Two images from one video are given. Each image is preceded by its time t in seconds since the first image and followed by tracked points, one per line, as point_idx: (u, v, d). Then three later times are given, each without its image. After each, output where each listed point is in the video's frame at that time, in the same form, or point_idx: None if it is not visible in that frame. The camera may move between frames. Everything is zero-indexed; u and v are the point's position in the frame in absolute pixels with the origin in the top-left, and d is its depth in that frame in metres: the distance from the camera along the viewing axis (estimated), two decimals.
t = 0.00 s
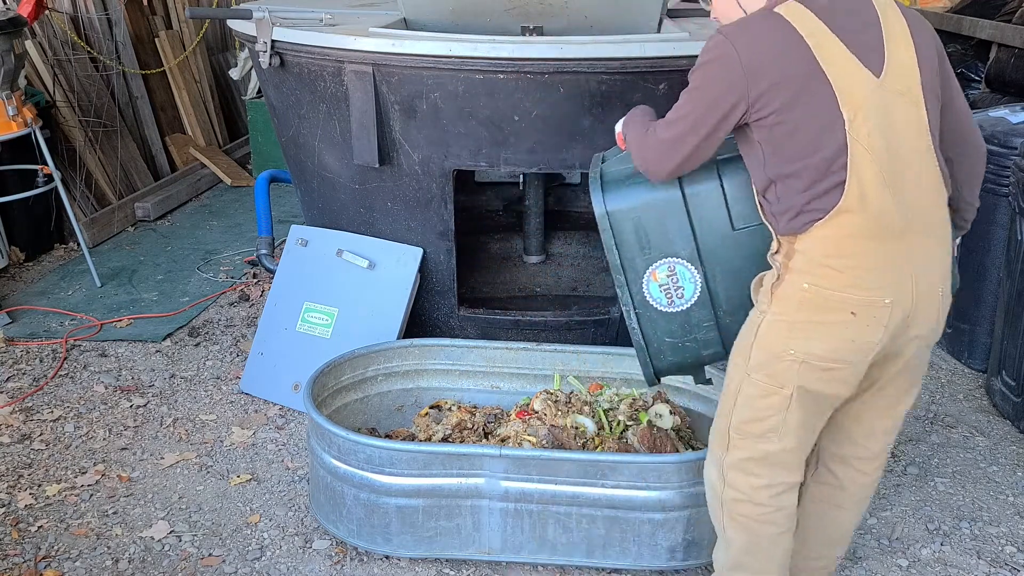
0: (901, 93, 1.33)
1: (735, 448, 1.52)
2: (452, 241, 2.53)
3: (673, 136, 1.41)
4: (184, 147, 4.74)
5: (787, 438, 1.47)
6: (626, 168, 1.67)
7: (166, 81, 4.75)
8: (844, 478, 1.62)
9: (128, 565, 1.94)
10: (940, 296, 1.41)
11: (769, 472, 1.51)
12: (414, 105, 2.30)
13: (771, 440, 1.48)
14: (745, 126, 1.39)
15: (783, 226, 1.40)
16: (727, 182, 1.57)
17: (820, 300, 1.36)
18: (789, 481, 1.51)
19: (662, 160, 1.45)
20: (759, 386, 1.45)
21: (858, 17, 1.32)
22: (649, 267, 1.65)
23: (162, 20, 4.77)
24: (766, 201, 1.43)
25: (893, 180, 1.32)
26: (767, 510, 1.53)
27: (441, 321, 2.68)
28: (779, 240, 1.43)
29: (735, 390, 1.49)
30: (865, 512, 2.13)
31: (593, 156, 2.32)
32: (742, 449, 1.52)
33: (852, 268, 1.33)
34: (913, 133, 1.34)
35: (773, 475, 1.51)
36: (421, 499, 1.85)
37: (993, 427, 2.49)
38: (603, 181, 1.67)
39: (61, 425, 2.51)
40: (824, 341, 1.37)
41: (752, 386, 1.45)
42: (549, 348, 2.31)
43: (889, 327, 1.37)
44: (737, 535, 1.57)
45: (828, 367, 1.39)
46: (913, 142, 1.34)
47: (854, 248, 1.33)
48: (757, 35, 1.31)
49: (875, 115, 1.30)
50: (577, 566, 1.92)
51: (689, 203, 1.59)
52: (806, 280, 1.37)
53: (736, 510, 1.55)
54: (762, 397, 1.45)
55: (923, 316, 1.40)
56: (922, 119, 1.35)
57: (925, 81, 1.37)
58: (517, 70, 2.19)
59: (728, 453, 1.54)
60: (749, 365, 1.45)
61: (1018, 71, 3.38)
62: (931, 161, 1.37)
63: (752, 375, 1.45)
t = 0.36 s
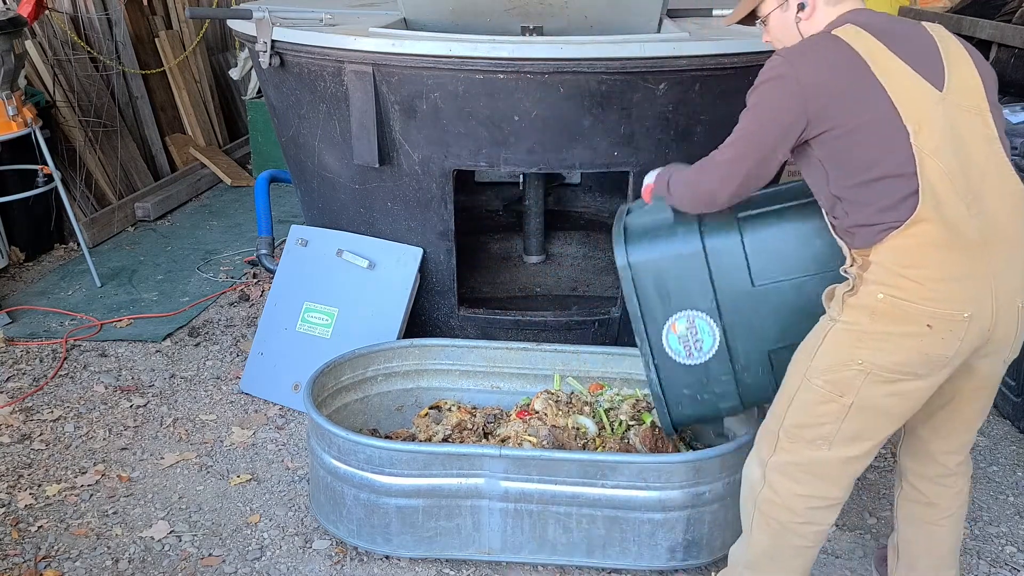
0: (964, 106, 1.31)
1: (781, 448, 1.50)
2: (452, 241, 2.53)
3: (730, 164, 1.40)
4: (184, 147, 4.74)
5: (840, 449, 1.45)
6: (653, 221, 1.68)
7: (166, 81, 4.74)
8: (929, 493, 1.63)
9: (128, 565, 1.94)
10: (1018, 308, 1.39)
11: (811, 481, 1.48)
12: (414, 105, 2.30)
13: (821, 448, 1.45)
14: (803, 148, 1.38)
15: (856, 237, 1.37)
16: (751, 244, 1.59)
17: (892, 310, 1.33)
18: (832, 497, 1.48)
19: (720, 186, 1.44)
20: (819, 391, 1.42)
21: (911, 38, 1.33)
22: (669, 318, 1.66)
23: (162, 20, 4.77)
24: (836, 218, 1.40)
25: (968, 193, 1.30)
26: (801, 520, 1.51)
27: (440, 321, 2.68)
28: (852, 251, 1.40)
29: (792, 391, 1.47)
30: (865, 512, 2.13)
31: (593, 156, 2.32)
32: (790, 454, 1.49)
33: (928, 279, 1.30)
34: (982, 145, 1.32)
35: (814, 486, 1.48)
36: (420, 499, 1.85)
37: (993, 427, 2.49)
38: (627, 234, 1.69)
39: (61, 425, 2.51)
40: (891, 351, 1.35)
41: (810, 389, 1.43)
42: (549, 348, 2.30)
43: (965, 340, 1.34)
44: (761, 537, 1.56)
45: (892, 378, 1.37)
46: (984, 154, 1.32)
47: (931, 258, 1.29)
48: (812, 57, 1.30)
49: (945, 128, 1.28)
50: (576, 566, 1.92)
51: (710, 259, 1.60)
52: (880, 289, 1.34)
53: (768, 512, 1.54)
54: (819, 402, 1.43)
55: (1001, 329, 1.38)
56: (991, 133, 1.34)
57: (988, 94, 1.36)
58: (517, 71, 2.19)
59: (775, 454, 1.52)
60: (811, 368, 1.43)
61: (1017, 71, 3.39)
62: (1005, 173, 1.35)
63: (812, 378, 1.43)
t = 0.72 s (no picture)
0: (991, 108, 1.30)
1: (801, 453, 1.50)
2: (452, 241, 2.53)
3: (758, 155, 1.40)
4: (184, 147, 4.74)
5: (859, 452, 1.44)
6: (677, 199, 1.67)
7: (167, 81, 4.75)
8: (942, 491, 1.63)
9: (128, 565, 1.94)
10: None
11: (827, 486, 1.48)
12: (414, 105, 2.30)
13: (840, 451, 1.45)
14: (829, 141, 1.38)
15: (875, 234, 1.36)
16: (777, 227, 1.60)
17: (914, 311, 1.32)
18: (849, 501, 1.48)
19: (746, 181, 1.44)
20: (841, 393, 1.42)
21: (941, 37, 1.32)
22: (693, 296, 1.65)
23: (162, 20, 4.77)
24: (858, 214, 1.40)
25: (990, 195, 1.30)
26: (816, 527, 1.51)
27: (440, 321, 2.67)
28: (872, 248, 1.39)
29: (813, 394, 1.48)
30: (865, 512, 2.13)
31: (594, 156, 2.33)
32: (808, 456, 1.50)
33: (950, 278, 1.29)
34: (1008, 146, 1.31)
35: (832, 492, 1.48)
36: (420, 500, 1.85)
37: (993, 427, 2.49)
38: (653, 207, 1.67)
39: (61, 425, 2.51)
40: (913, 352, 1.34)
41: (830, 392, 1.44)
42: (549, 348, 2.30)
43: (987, 342, 1.34)
44: (774, 541, 1.56)
45: (914, 379, 1.37)
46: (1009, 157, 1.31)
47: (953, 257, 1.29)
48: (839, 51, 1.30)
49: (967, 128, 1.28)
50: (576, 566, 1.92)
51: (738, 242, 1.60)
52: (902, 289, 1.33)
53: (782, 517, 1.54)
54: (840, 404, 1.43)
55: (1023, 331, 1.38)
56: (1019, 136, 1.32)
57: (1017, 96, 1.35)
58: (517, 70, 2.18)
59: (792, 459, 1.52)
60: (834, 370, 1.43)
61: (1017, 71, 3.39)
62: None
63: (831, 380, 1.44)
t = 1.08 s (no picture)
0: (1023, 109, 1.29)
1: (794, 449, 1.50)
2: (452, 241, 2.53)
3: (790, 131, 1.35)
4: (184, 147, 4.74)
5: (852, 448, 1.45)
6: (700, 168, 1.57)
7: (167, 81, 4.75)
8: (927, 481, 1.63)
9: (128, 565, 1.94)
10: None
11: (819, 481, 1.49)
12: (414, 105, 2.30)
13: (834, 447, 1.46)
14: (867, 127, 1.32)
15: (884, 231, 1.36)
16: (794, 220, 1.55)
17: (917, 312, 1.33)
18: (838, 496, 1.49)
19: (774, 159, 1.38)
20: (839, 391, 1.42)
21: (986, 30, 1.29)
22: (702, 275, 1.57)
23: (162, 20, 4.77)
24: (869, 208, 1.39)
25: (1007, 197, 1.30)
26: (807, 521, 1.51)
27: (440, 320, 2.67)
28: (875, 245, 1.39)
29: (808, 390, 1.47)
30: (865, 512, 2.13)
31: (594, 156, 2.33)
32: (801, 451, 1.50)
33: (954, 281, 1.30)
34: None
35: (823, 486, 1.49)
36: (421, 499, 1.85)
37: (993, 427, 2.49)
38: (675, 171, 1.56)
39: (61, 425, 2.51)
40: (913, 352, 1.35)
41: (827, 389, 1.44)
42: (550, 349, 2.30)
43: (983, 343, 1.36)
44: (766, 536, 1.56)
45: (911, 377, 1.38)
46: None
47: (959, 261, 1.29)
48: (896, 30, 1.25)
49: (999, 129, 1.27)
50: (576, 565, 1.92)
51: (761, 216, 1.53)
52: (907, 291, 1.33)
53: (774, 511, 1.54)
54: (837, 401, 1.43)
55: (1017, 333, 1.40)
56: None
57: None
58: (517, 70, 2.18)
59: (784, 455, 1.52)
60: (833, 367, 1.42)
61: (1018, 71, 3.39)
62: None
63: (829, 377, 1.43)
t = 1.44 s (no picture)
0: None
1: (861, 467, 1.45)
2: (452, 241, 2.53)
3: (899, 129, 1.22)
4: (183, 147, 4.74)
5: (924, 457, 1.42)
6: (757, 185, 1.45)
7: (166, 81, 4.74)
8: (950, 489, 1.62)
9: (128, 565, 1.94)
10: None
11: (895, 495, 1.45)
12: (414, 105, 2.30)
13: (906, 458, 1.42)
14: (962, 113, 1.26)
15: (956, 223, 1.34)
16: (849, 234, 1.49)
17: (990, 308, 1.32)
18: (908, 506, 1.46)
19: (884, 158, 1.25)
20: (908, 401, 1.38)
21: None
22: (750, 302, 1.47)
23: (162, 20, 4.77)
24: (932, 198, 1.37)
25: None
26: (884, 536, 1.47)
27: (440, 320, 2.67)
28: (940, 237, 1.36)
29: (874, 405, 1.41)
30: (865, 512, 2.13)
31: (594, 156, 2.33)
32: (869, 468, 1.44)
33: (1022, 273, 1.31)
34: None
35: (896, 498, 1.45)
36: (420, 499, 1.85)
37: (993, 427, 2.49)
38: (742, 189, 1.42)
39: (61, 425, 2.51)
40: (985, 349, 1.34)
41: (899, 400, 1.38)
42: (550, 349, 2.30)
43: None
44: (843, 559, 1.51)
45: (982, 374, 1.37)
46: None
47: None
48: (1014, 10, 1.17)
49: None
50: (576, 566, 1.91)
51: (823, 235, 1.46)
52: (980, 287, 1.32)
53: (851, 533, 1.49)
54: (911, 410, 1.38)
55: None
56: None
57: None
58: (517, 70, 2.18)
59: (851, 475, 1.46)
60: (898, 378, 1.38)
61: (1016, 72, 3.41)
62: None
63: (899, 386, 1.38)
